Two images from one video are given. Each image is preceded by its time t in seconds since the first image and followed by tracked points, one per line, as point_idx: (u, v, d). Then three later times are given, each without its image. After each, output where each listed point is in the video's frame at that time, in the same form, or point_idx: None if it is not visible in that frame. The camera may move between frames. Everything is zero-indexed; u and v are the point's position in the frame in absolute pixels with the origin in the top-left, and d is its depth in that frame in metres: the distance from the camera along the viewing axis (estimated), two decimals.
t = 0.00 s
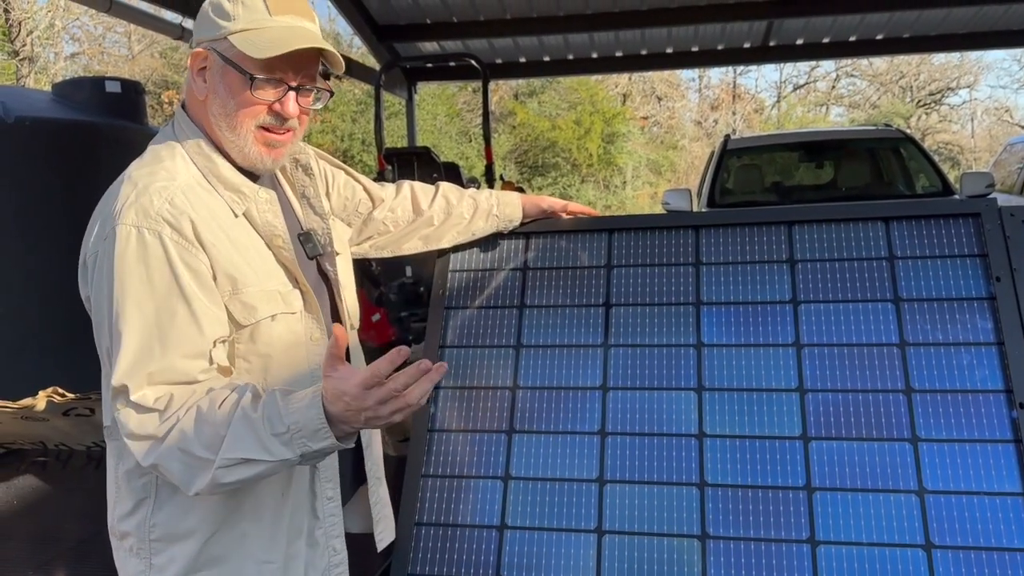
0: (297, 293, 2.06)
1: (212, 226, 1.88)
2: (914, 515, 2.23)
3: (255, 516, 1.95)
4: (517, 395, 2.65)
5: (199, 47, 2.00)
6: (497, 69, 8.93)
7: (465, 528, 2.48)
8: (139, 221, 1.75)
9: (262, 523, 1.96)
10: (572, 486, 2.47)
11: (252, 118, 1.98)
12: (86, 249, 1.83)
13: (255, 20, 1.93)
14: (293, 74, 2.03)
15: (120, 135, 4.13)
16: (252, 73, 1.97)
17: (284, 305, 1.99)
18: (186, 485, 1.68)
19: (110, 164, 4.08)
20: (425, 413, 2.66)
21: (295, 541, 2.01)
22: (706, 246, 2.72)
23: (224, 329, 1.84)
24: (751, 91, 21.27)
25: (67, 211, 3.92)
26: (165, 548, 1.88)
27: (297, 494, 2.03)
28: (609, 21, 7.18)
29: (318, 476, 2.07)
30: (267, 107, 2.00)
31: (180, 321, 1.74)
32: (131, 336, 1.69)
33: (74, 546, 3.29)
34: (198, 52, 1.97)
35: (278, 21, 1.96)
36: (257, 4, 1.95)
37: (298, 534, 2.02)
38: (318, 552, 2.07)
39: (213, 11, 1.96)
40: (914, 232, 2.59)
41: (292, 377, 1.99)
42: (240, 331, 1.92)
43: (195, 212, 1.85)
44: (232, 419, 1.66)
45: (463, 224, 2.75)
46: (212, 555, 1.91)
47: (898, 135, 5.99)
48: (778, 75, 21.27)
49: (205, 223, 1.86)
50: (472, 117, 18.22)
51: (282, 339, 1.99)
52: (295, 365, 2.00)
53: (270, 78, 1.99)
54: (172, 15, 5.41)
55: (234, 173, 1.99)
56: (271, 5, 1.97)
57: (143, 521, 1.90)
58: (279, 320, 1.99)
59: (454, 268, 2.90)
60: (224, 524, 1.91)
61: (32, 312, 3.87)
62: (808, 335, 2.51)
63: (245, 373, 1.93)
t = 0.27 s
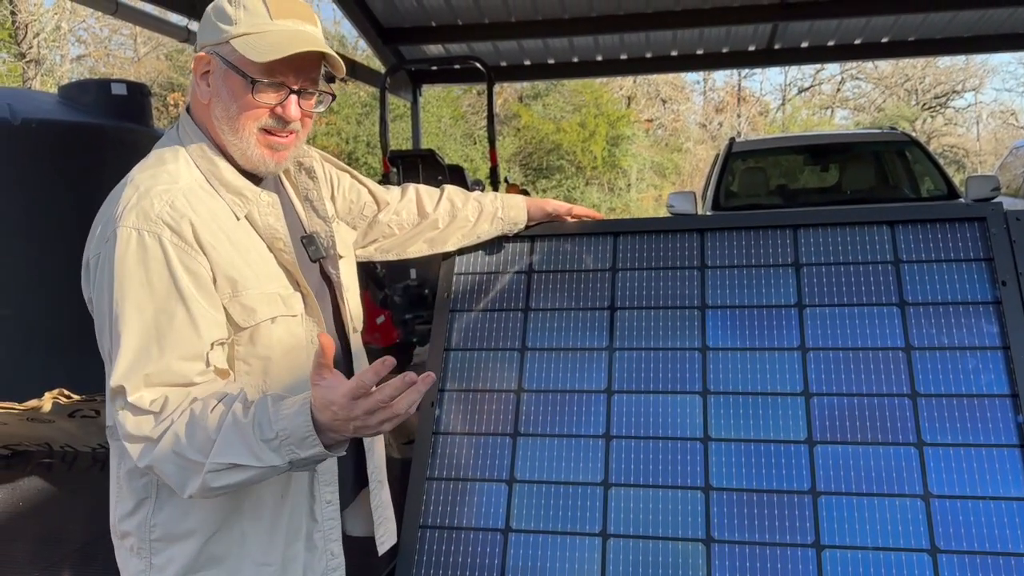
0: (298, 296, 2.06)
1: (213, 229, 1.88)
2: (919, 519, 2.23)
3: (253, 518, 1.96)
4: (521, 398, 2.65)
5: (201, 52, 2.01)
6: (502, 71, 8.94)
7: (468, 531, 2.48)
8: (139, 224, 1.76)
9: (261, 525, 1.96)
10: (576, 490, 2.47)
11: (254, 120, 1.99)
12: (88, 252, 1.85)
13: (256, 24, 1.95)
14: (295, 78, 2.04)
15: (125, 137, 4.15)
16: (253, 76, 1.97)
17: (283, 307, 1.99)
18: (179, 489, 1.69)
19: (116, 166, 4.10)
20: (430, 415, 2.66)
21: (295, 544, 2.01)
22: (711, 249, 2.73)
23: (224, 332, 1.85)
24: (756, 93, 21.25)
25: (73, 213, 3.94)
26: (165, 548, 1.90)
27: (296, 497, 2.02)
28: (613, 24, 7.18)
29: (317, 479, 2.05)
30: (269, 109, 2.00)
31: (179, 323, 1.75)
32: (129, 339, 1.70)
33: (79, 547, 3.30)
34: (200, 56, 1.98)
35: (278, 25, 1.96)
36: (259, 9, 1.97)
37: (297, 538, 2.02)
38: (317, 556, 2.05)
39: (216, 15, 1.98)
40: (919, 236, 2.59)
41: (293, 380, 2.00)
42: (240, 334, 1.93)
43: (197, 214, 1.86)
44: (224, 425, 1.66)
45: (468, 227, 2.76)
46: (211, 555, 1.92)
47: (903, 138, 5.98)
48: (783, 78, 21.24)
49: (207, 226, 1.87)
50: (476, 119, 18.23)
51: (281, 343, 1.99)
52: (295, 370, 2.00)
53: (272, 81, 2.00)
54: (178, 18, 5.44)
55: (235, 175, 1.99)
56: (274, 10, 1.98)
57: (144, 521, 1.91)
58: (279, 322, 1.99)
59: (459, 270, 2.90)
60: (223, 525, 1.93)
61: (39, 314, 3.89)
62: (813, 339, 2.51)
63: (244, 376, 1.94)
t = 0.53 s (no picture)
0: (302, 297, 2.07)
1: (215, 232, 1.89)
2: (925, 524, 2.23)
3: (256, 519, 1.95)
4: (527, 401, 2.66)
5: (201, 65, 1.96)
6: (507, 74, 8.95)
7: (472, 534, 2.49)
8: (142, 227, 1.77)
9: (264, 526, 1.96)
10: (582, 493, 2.48)
11: (271, 134, 2.01)
12: (93, 258, 1.86)
13: (262, 40, 1.92)
14: (306, 90, 2.01)
15: (131, 140, 4.17)
16: (264, 92, 1.96)
17: (289, 309, 2.01)
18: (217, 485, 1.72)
19: (122, 169, 4.12)
20: (436, 418, 2.68)
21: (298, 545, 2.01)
22: (716, 253, 2.73)
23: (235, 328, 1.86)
24: (761, 96, 21.22)
25: (80, 215, 3.96)
26: (171, 548, 1.91)
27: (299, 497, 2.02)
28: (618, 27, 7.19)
29: (320, 479, 2.05)
30: (284, 122, 2.01)
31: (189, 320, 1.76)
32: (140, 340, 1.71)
33: (85, 548, 3.32)
34: (205, 71, 1.94)
35: (287, 40, 1.95)
36: (263, 23, 1.94)
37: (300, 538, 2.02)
38: (321, 556, 2.05)
39: (213, 30, 1.93)
40: (926, 241, 2.59)
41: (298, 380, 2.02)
42: (246, 334, 1.95)
43: (198, 218, 1.87)
44: (262, 416, 1.69)
45: (474, 230, 2.77)
46: (215, 557, 1.92)
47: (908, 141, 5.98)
48: (788, 81, 21.22)
49: (208, 230, 1.87)
50: (481, 122, 18.25)
51: (287, 344, 2.01)
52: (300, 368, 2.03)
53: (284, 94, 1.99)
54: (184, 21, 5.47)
55: (234, 179, 1.99)
56: (279, 23, 1.96)
57: (149, 522, 1.93)
58: (283, 323, 2.00)
59: (465, 273, 2.91)
60: (227, 526, 1.92)
61: (46, 316, 3.91)
62: (819, 343, 2.51)
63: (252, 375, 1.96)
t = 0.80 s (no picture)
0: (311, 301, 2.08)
1: (226, 238, 1.91)
2: (932, 526, 2.22)
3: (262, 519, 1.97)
4: (533, 402, 2.67)
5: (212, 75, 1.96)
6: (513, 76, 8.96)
7: (477, 534, 2.49)
8: (155, 234, 1.79)
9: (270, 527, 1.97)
10: (588, 494, 2.48)
11: (289, 141, 2.03)
12: (104, 263, 1.88)
13: (274, 47, 1.93)
14: (319, 94, 2.03)
15: (138, 141, 4.19)
16: (280, 100, 1.98)
17: (297, 315, 2.02)
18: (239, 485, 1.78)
19: (129, 170, 4.15)
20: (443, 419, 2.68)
21: (303, 546, 2.00)
22: (723, 254, 2.73)
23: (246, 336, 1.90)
24: (767, 98, 21.19)
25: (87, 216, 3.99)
26: (175, 549, 1.92)
27: (305, 499, 2.02)
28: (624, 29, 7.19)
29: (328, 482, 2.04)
30: (300, 128, 2.04)
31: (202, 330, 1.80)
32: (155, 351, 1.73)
33: (92, 548, 3.34)
34: (218, 81, 1.94)
35: (299, 45, 1.97)
36: (274, 30, 1.95)
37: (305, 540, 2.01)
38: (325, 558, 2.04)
39: (223, 37, 1.93)
40: (933, 242, 2.59)
41: (306, 381, 2.04)
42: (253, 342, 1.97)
43: (211, 224, 1.88)
44: (305, 421, 1.86)
45: (481, 231, 2.77)
46: (220, 557, 1.93)
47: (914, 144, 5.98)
48: (793, 83, 21.19)
49: (219, 235, 1.89)
50: (487, 124, 18.28)
51: (295, 349, 2.02)
52: (308, 373, 2.04)
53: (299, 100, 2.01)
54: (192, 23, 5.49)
55: (246, 183, 2.00)
56: (289, 30, 1.97)
57: (153, 522, 1.94)
58: (291, 329, 2.02)
59: (471, 275, 2.92)
60: (233, 525, 1.95)
61: (52, 316, 3.93)
62: (825, 345, 2.51)
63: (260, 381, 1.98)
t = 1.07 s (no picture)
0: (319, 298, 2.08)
1: (239, 235, 1.91)
2: (934, 526, 2.22)
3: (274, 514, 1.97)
4: (537, 401, 2.67)
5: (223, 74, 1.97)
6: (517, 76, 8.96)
7: (481, 533, 2.50)
8: (171, 230, 1.79)
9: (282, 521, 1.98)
10: (591, 493, 2.48)
11: (295, 141, 2.05)
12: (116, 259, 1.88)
13: (286, 51, 1.94)
14: (327, 100, 2.03)
15: (143, 140, 4.21)
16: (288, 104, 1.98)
17: (310, 310, 2.03)
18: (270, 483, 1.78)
19: (134, 169, 4.17)
20: (446, 418, 2.67)
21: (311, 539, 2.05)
22: (726, 254, 2.73)
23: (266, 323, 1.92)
24: (772, 99, 21.16)
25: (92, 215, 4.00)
26: (186, 543, 1.92)
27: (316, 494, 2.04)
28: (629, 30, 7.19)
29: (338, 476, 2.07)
30: (306, 130, 2.05)
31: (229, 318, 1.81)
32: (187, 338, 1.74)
33: (97, 546, 3.34)
34: (227, 82, 1.95)
35: (311, 50, 1.98)
36: (287, 34, 1.95)
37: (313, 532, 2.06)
38: (332, 550, 2.10)
39: (235, 38, 1.94)
40: (936, 242, 2.58)
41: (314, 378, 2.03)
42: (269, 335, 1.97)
43: (224, 220, 1.89)
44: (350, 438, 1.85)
45: (485, 229, 2.78)
46: (233, 552, 1.93)
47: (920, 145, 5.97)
48: (799, 84, 21.15)
49: (233, 233, 1.90)
50: (491, 125, 18.29)
51: (308, 344, 2.03)
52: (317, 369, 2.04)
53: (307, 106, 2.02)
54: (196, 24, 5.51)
55: (255, 181, 2.01)
56: (301, 34, 1.98)
57: (165, 517, 1.94)
58: (304, 324, 2.03)
59: (475, 274, 2.92)
60: (245, 520, 1.94)
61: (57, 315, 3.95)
62: (829, 344, 2.51)
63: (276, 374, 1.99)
